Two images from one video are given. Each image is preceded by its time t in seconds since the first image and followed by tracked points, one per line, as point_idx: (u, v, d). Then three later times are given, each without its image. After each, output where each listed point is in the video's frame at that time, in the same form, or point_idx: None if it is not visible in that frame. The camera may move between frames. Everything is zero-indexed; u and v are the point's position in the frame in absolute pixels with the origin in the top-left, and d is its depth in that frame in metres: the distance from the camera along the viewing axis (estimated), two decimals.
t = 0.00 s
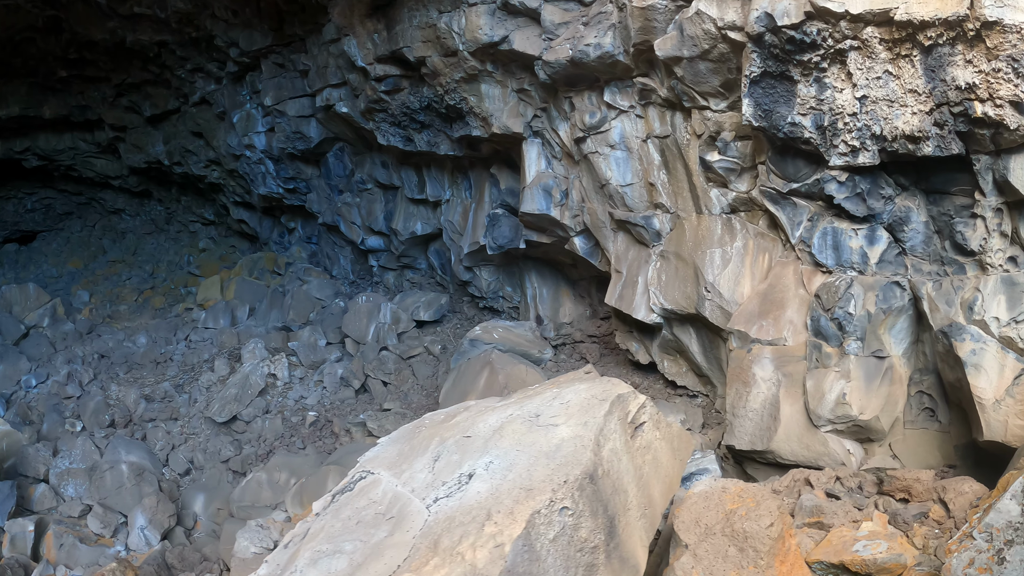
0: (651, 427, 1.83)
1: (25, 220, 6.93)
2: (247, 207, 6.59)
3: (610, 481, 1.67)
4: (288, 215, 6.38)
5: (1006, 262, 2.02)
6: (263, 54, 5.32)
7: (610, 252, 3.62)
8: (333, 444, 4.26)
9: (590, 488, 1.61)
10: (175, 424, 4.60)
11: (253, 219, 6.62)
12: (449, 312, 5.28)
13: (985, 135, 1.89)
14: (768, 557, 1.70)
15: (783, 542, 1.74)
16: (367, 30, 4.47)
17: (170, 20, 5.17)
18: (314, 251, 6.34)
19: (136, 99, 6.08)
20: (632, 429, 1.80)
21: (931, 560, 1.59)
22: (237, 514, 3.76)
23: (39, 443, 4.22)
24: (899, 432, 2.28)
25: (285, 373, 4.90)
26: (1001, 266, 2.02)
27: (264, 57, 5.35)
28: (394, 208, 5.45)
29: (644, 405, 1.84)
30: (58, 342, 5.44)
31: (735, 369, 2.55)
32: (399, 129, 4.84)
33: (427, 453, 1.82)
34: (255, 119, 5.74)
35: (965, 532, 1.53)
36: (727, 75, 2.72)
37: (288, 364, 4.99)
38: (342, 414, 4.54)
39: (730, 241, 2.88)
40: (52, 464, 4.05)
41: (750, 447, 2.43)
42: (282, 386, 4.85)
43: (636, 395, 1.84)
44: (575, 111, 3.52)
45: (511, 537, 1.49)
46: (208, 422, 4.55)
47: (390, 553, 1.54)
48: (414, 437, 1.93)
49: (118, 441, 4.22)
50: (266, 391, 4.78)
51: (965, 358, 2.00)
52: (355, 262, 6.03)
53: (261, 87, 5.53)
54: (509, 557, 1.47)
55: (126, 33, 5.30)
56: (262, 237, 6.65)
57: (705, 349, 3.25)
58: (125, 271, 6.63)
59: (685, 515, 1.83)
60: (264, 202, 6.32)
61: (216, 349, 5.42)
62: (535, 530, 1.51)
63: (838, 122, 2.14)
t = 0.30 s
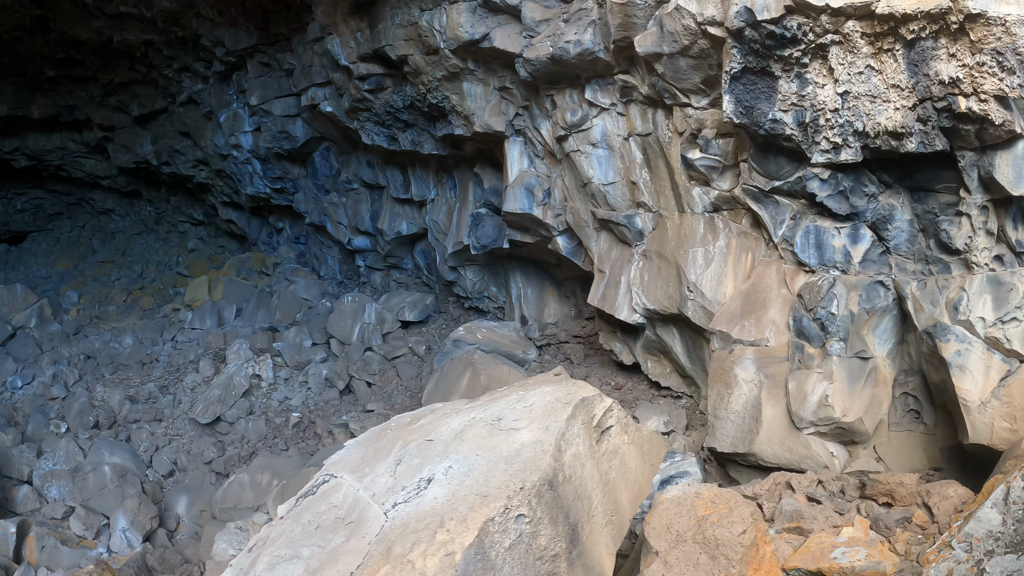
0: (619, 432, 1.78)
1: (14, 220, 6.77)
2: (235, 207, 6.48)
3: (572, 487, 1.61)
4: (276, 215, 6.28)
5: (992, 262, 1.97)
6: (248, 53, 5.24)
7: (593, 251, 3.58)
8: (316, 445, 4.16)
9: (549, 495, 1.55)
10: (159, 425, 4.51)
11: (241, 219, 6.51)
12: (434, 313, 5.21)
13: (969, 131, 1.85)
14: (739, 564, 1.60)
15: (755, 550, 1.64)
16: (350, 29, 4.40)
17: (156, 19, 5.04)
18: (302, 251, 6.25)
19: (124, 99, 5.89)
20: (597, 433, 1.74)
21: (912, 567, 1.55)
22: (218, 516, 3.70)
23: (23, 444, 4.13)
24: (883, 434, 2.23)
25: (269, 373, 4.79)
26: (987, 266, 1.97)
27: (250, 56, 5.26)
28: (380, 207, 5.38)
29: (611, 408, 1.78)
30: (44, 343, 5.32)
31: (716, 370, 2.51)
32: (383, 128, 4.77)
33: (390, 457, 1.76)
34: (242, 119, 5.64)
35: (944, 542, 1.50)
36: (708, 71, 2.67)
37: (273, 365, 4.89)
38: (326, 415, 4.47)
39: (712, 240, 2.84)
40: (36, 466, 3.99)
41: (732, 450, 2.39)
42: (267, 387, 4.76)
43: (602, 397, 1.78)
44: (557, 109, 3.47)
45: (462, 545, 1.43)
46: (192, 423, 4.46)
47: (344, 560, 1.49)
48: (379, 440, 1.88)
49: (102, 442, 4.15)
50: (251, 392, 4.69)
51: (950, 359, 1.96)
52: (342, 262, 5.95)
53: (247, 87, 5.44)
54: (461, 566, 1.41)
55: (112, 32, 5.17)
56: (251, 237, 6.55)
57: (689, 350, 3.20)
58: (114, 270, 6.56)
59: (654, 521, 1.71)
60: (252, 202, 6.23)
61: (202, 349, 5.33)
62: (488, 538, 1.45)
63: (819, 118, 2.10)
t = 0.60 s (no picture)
0: (593, 429, 1.76)
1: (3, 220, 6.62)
2: (223, 207, 6.39)
3: (543, 485, 1.59)
4: (264, 215, 6.19)
5: (976, 259, 1.95)
6: (234, 52, 5.20)
7: (577, 250, 3.56)
8: (301, 445, 4.12)
9: (519, 493, 1.52)
10: (145, 426, 4.44)
11: (230, 219, 6.42)
12: (420, 312, 5.16)
13: (952, 127, 1.83)
14: (716, 564, 1.56)
15: (733, 549, 1.60)
16: (336, 28, 4.37)
17: (143, 18, 5.06)
18: (291, 251, 6.18)
19: (112, 98, 5.86)
20: (570, 431, 1.72)
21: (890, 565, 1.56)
22: (203, 517, 3.65)
23: (9, 446, 4.07)
24: (868, 433, 2.22)
25: (256, 373, 4.76)
26: (970, 263, 1.95)
27: (236, 55, 5.22)
28: (367, 207, 5.34)
29: (584, 406, 1.76)
30: (31, 344, 5.24)
31: (699, 369, 2.49)
32: (369, 127, 4.73)
33: (363, 455, 1.73)
34: (229, 118, 5.56)
35: (923, 542, 1.47)
36: (690, 68, 2.65)
37: (259, 365, 4.84)
38: (312, 415, 4.42)
39: (696, 238, 2.82)
40: (22, 466, 3.94)
41: (715, 449, 2.36)
42: (253, 387, 4.71)
43: (575, 395, 1.76)
44: (541, 107, 3.45)
45: (429, 542, 1.40)
46: (178, 423, 4.41)
47: (313, 557, 1.46)
48: (354, 438, 1.84)
49: (89, 443, 4.08)
50: (237, 392, 4.64)
51: (933, 357, 1.94)
52: (330, 262, 5.89)
53: (234, 86, 5.39)
54: (427, 564, 1.38)
55: (100, 31, 5.18)
56: (240, 237, 6.46)
57: (673, 348, 3.18)
58: (103, 271, 6.41)
59: (632, 520, 1.68)
60: (240, 202, 6.14)
61: (189, 349, 5.27)
62: (455, 536, 1.42)
63: (801, 116, 2.08)
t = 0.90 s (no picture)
0: (575, 431, 1.74)
1: None
2: (208, 208, 6.21)
3: (524, 488, 1.57)
4: (248, 216, 6.06)
5: (958, 258, 1.96)
6: (218, 53, 5.15)
7: (560, 250, 3.56)
8: (286, 447, 4.08)
9: (500, 496, 1.50)
10: (130, 429, 4.37)
11: (214, 219, 6.24)
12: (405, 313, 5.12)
13: (934, 127, 1.84)
14: (699, 565, 1.55)
15: (716, 550, 1.58)
16: (319, 28, 4.34)
17: (127, 18, 4.99)
18: (275, 253, 6.04)
19: (95, 99, 5.77)
20: (551, 433, 1.70)
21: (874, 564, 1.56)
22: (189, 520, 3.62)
23: None
24: (852, 432, 2.21)
25: (240, 375, 4.71)
26: (953, 262, 1.96)
27: (220, 55, 5.17)
28: (352, 208, 5.31)
29: (565, 408, 1.75)
30: (15, 346, 5.15)
31: (682, 369, 2.48)
32: (353, 128, 4.69)
33: (345, 458, 1.71)
34: (213, 119, 5.50)
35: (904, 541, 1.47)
36: (673, 69, 2.65)
37: (244, 367, 4.79)
38: (296, 417, 4.38)
39: (679, 239, 2.82)
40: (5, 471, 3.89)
41: (699, 449, 2.36)
42: (237, 389, 4.66)
43: (556, 397, 1.75)
44: (524, 108, 3.44)
45: (409, 546, 1.38)
46: (161, 426, 4.38)
47: (294, 561, 1.43)
48: (336, 441, 1.82)
49: (72, 445, 4.06)
50: (222, 394, 4.59)
51: (916, 357, 1.94)
52: (315, 263, 5.81)
53: (218, 87, 5.34)
54: (407, 568, 1.35)
55: (83, 31, 5.11)
56: (224, 239, 6.29)
57: (657, 348, 3.18)
58: (86, 274, 6.23)
59: (615, 522, 1.67)
60: (224, 203, 5.99)
61: (173, 352, 5.21)
62: (435, 540, 1.40)
63: (783, 116, 2.08)
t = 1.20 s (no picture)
0: (571, 429, 1.74)
1: None
2: (197, 207, 6.26)
3: (521, 486, 1.56)
4: (239, 215, 6.10)
5: (952, 255, 1.95)
6: (209, 51, 5.08)
7: (553, 248, 3.56)
8: (277, 448, 4.05)
9: (498, 495, 1.49)
10: (120, 429, 4.33)
11: (203, 219, 6.30)
12: (396, 312, 5.11)
13: (929, 123, 1.83)
14: (696, 564, 1.55)
15: (715, 549, 1.60)
16: (310, 26, 4.29)
17: (117, 16, 4.92)
18: (266, 252, 6.10)
19: (85, 98, 5.72)
20: (547, 431, 1.70)
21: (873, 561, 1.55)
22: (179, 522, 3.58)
23: None
24: (846, 429, 2.23)
25: (231, 375, 4.66)
26: (947, 259, 1.96)
27: (210, 53, 5.10)
28: (342, 207, 5.27)
29: (562, 406, 1.74)
30: (4, 347, 5.12)
31: (676, 367, 2.47)
32: (344, 126, 4.67)
33: (337, 458, 1.69)
34: (203, 118, 5.44)
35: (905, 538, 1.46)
36: (666, 66, 2.64)
37: (234, 367, 4.75)
38: (287, 417, 4.34)
39: (672, 236, 2.82)
40: None
41: (693, 447, 2.36)
42: (228, 389, 4.61)
43: (552, 394, 1.74)
44: (516, 105, 3.42)
45: (405, 547, 1.34)
46: (152, 427, 4.30)
47: (287, 563, 1.41)
48: (328, 441, 1.80)
49: (63, 447, 4.01)
50: (212, 394, 4.53)
51: (911, 353, 1.94)
52: (305, 262, 5.81)
53: (208, 85, 5.27)
54: (403, 569, 1.32)
55: (73, 30, 5.03)
56: (214, 239, 6.35)
57: (650, 346, 3.18)
58: (75, 273, 6.30)
59: (612, 521, 1.66)
60: (214, 202, 6.03)
61: (163, 352, 5.13)
62: (432, 540, 1.37)
63: (777, 112, 2.07)
